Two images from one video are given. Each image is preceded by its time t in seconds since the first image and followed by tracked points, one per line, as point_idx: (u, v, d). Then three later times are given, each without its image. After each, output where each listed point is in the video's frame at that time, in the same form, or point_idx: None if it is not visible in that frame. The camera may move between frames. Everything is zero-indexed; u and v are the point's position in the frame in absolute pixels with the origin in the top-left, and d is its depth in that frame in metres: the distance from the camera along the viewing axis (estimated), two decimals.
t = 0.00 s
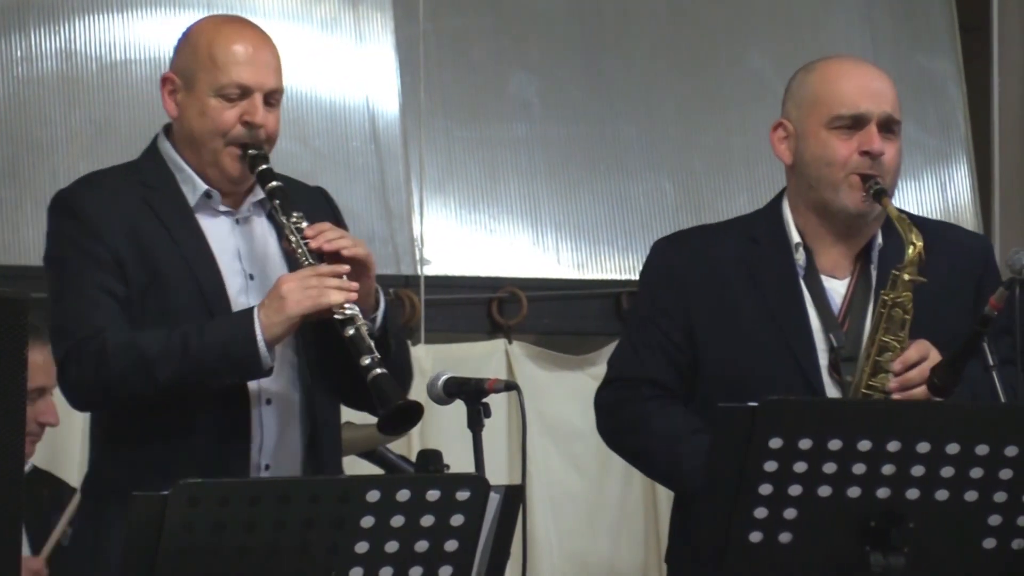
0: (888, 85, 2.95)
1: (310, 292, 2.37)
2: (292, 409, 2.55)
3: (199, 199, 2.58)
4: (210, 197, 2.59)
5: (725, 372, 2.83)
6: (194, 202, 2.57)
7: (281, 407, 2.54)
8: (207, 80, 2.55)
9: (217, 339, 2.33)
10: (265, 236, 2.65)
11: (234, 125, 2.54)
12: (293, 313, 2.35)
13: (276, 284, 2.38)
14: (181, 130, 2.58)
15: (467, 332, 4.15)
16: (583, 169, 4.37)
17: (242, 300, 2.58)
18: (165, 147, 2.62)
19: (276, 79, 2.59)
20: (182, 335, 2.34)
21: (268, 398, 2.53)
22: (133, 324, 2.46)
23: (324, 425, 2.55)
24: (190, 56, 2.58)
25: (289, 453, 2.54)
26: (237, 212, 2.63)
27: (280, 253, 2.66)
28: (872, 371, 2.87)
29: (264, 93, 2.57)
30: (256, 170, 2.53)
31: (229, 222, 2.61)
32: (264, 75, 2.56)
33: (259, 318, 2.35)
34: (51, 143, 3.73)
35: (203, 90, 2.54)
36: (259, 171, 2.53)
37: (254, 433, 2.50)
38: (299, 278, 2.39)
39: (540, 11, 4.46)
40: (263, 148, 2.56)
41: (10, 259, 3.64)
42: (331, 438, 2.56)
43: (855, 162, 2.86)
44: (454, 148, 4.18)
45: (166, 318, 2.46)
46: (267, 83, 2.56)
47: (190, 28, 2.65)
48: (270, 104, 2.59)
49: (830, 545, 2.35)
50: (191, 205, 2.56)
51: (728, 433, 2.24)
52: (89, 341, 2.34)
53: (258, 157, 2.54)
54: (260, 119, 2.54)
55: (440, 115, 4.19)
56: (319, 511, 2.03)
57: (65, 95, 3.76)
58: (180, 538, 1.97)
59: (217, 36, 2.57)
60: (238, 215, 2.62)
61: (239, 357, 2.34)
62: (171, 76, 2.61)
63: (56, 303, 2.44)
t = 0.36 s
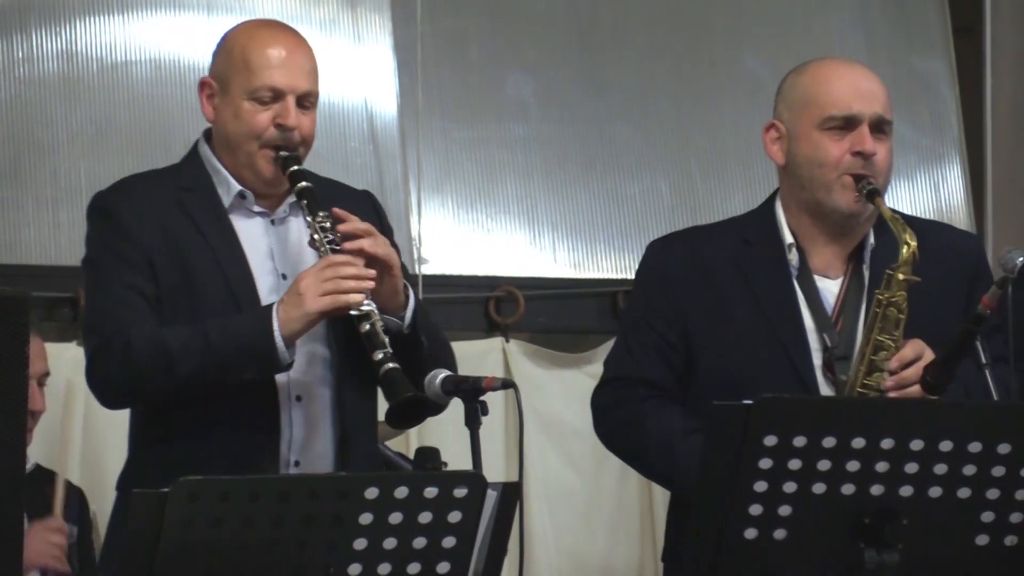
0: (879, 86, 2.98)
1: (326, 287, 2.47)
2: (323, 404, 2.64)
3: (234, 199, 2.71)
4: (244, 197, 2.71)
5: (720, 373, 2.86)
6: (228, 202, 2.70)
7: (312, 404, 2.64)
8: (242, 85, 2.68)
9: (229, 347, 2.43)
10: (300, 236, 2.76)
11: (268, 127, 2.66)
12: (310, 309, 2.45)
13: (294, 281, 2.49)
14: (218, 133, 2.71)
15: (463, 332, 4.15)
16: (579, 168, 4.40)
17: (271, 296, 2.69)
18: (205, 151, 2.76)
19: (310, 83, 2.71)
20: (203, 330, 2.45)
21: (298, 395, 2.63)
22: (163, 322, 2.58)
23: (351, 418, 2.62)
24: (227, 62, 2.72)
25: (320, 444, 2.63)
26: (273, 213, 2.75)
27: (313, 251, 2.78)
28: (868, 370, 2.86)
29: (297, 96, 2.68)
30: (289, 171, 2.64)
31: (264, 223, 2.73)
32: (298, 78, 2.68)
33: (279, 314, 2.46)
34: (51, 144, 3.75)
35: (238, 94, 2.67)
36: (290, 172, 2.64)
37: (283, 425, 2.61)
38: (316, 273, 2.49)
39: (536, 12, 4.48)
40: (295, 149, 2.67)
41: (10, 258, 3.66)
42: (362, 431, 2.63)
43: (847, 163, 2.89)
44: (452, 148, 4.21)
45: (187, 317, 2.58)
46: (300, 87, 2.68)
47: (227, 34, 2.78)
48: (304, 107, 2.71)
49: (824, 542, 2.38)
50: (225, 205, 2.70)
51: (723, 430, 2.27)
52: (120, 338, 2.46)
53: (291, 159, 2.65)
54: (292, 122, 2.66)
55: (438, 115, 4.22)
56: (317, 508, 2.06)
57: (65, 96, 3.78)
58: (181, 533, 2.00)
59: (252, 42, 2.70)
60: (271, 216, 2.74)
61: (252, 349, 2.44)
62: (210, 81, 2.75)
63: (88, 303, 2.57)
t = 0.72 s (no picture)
0: (874, 86, 3.01)
1: (330, 296, 2.48)
2: (340, 404, 2.68)
3: (245, 205, 2.76)
4: (255, 202, 2.76)
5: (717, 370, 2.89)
6: (239, 207, 2.75)
7: (329, 404, 2.67)
8: (247, 90, 2.70)
9: (240, 351, 2.49)
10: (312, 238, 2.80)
11: (275, 132, 2.68)
12: (313, 319, 2.47)
13: (300, 290, 2.50)
14: (226, 138, 2.75)
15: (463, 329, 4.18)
16: (577, 167, 4.42)
17: (282, 299, 2.73)
18: (217, 158, 2.81)
19: (315, 84, 2.73)
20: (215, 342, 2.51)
21: (315, 396, 2.66)
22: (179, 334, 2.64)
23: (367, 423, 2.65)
24: (231, 67, 2.75)
25: (337, 446, 2.66)
26: (286, 216, 2.79)
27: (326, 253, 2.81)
28: (863, 362, 2.93)
29: (303, 99, 2.70)
30: (296, 174, 2.65)
31: (276, 226, 2.78)
32: (303, 81, 2.70)
33: (284, 323, 2.49)
34: (54, 143, 3.78)
35: (243, 99, 2.70)
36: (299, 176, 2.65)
37: (300, 429, 2.65)
38: (321, 282, 2.50)
39: (535, 12, 4.51)
40: (303, 152, 2.69)
41: (14, 256, 3.69)
42: (378, 434, 2.66)
43: (841, 160, 2.92)
44: (451, 148, 4.24)
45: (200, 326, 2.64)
46: (304, 88, 2.70)
47: (233, 39, 2.81)
48: (311, 109, 2.72)
49: (820, 537, 2.41)
50: (236, 210, 2.75)
51: (720, 426, 2.30)
52: (136, 352, 2.52)
53: (298, 162, 2.67)
54: (299, 124, 2.67)
55: (437, 115, 4.24)
56: (317, 503, 2.08)
57: (69, 95, 3.81)
58: (184, 529, 2.03)
59: (258, 46, 2.73)
60: (282, 218, 2.78)
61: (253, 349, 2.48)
62: (216, 88, 2.79)
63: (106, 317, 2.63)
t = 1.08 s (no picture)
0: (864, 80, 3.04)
1: (321, 287, 2.51)
2: (339, 397, 2.69)
3: (237, 203, 2.77)
4: (247, 200, 2.78)
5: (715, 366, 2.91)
6: (232, 206, 2.77)
7: (329, 397, 2.69)
8: (231, 89, 2.73)
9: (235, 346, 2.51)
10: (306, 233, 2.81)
11: (260, 129, 2.70)
12: (306, 311, 2.50)
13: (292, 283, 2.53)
14: (214, 136, 2.77)
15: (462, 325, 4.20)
16: (575, 164, 4.45)
17: (277, 294, 2.74)
18: (206, 155, 2.84)
19: (299, 80, 2.75)
20: (211, 339, 2.53)
21: (315, 390, 2.68)
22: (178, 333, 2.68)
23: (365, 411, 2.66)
24: (215, 67, 2.77)
25: (336, 436, 2.68)
26: (280, 211, 2.80)
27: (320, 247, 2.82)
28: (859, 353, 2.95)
29: (286, 95, 2.72)
30: (283, 170, 2.67)
31: (271, 223, 2.79)
32: (287, 77, 2.72)
33: (278, 317, 2.53)
34: (56, 140, 3.80)
35: (228, 98, 2.73)
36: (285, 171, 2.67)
37: (298, 419, 2.67)
38: (310, 273, 2.52)
39: (534, 11, 4.53)
40: (288, 147, 2.71)
41: (18, 253, 3.72)
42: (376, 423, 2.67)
43: (833, 154, 2.95)
44: (451, 145, 4.26)
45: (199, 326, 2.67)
46: (288, 85, 2.72)
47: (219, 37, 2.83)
48: (295, 104, 2.74)
49: (817, 531, 2.43)
50: (229, 209, 2.76)
51: (717, 421, 2.32)
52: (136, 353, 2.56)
53: (285, 158, 2.68)
54: (283, 120, 2.69)
55: (437, 113, 4.27)
56: (318, 498, 2.11)
57: (72, 94, 3.84)
58: (186, 523, 2.05)
59: (240, 45, 2.75)
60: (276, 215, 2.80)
61: (251, 344, 2.51)
62: (203, 87, 2.81)
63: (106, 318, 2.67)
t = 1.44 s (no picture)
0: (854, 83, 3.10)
1: (317, 279, 2.55)
2: (315, 393, 2.72)
3: (224, 196, 2.78)
4: (233, 193, 2.78)
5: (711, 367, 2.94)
6: (218, 198, 2.77)
7: (305, 393, 2.71)
8: (226, 81, 2.75)
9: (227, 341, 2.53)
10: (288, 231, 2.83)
11: (253, 123, 2.73)
12: (301, 301, 2.54)
13: (286, 273, 2.56)
14: (204, 129, 2.79)
15: (459, 323, 4.24)
16: (572, 164, 4.48)
17: (259, 289, 2.75)
18: (192, 147, 2.84)
19: (294, 79, 2.79)
20: (199, 324, 2.55)
21: (292, 384, 2.70)
22: (160, 317, 2.66)
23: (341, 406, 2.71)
24: (210, 59, 2.80)
25: (312, 431, 2.70)
26: (262, 208, 2.81)
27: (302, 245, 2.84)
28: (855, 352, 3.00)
29: (281, 92, 2.76)
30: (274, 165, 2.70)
31: (252, 218, 2.79)
32: (282, 74, 2.76)
33: (271, 305, 2.55)
34: (58, 141, 3.83)
35: (223, 90, 2.75)
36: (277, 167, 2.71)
37: (278, 413, 2.68)
38: (307, 265, 2.57)
39: (531, 12, 4.56)
40: (279, 144, 2.75)
41: (20, 254, 3.74)
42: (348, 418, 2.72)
43: (825, 155, 3.01)
44: (448, 146, 4.29)
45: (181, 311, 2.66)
46: (283, 82, 2.76)
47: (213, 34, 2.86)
48: (288, 102, 2.78)
49: (812, 529, 2.45)
50: (215, 200, 2.76)
51: (712, 420, 2.35)
52: (122, 338, 2.53)
53: (276, 154, 2.72)
54: (277, 115, 2.73)
55: (435, 115, 4.30)
56: (317, 496, 2.13)
57: (73, 95, 3.87)
58: (186, 520, 2.07)
59: (240, 38, 2.78)
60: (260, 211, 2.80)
61: (247, 341, 2.53)
62: (196, 80, 2.82)
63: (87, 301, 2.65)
